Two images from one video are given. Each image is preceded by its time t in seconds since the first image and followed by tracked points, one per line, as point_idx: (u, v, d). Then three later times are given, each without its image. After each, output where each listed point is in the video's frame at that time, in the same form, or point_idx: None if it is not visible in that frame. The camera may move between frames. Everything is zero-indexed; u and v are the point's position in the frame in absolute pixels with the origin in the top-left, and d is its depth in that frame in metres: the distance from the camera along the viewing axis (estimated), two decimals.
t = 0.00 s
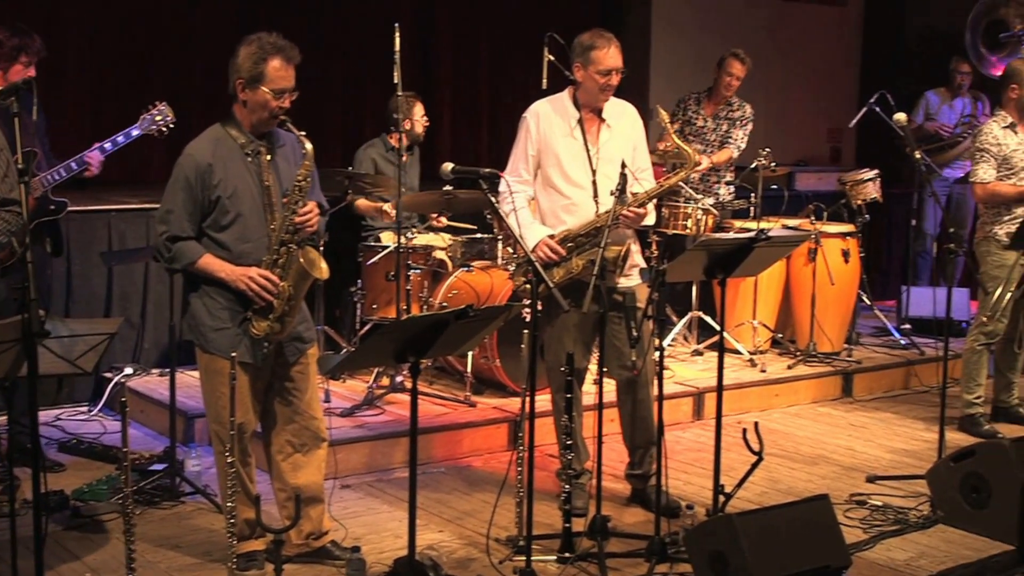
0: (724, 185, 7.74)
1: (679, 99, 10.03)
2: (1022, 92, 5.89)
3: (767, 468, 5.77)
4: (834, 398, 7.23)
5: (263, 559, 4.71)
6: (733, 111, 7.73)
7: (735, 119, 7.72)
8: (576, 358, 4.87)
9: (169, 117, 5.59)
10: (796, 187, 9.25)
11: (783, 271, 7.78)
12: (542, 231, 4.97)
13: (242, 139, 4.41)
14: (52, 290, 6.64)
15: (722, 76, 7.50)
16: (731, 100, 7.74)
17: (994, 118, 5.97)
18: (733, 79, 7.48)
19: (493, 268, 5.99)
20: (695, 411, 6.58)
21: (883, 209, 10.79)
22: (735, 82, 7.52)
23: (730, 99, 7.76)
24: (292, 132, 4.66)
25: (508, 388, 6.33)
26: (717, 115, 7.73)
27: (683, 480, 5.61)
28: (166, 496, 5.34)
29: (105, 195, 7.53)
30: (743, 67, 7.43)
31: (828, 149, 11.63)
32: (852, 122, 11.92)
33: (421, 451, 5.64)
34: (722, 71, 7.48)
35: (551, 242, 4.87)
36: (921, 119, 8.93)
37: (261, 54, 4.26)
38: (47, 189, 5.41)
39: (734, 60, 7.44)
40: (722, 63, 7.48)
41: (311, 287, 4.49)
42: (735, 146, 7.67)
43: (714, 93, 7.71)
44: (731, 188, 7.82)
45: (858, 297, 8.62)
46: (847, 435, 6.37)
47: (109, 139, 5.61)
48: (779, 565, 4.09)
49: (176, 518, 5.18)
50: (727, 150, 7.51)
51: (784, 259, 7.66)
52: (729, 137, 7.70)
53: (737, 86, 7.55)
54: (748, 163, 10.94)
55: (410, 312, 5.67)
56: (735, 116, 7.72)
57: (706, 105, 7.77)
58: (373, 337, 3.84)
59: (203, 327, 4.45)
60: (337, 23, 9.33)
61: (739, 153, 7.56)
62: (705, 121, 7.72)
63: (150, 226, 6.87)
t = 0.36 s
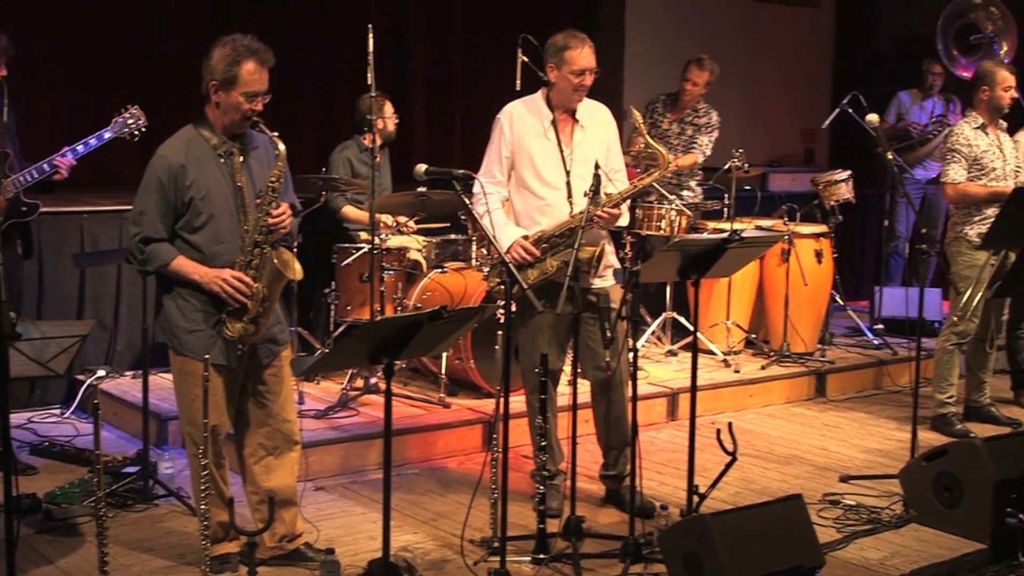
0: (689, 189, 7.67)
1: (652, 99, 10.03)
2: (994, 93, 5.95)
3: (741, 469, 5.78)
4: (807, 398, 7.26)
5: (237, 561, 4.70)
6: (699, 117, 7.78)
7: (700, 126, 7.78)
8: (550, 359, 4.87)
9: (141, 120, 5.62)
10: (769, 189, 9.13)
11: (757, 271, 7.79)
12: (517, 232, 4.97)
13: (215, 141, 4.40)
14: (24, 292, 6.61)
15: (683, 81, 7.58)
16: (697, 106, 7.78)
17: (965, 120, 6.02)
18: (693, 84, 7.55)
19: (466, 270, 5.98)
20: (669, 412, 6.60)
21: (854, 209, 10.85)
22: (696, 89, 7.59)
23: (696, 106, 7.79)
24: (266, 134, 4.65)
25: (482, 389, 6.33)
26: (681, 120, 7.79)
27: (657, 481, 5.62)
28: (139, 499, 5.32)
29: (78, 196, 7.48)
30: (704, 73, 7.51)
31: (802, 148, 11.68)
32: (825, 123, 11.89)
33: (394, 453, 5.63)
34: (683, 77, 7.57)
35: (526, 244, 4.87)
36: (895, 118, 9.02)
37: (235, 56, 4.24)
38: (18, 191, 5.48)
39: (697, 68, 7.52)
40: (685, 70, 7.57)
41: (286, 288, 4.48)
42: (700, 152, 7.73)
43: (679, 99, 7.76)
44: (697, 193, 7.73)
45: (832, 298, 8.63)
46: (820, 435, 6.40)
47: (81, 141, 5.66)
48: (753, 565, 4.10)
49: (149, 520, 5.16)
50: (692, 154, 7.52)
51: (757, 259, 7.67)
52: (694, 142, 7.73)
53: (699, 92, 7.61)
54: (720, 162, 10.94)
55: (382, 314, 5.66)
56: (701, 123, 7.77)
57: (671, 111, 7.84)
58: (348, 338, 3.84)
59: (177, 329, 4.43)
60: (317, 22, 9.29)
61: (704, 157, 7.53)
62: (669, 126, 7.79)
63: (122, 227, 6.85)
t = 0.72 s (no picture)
0: (658, 190, 7.69)
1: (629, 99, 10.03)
2: (966, 95, 6.00)
3: (717, 470, 5.79)
4: (784, 399, 7.28)
5: (214, 564, 4.66)
6: (663, 118, 7.79)
7: (664, 126, 7.77)
8: (528, 361, 4.87)
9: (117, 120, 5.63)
10: (745, 190, 9.08)
11: (733, 273, 7.81)
12: (493, 234, 4.97)
13: (191, 143, 4.38)
14: None
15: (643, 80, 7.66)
16: (661, 108, 7.82)
17: (940, 121, 6.08)
18: (653, 81, 7.61)
19: (443, 271, 5.98)
20: (646, 413, 6.61)
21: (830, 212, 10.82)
22: (657, 86, 7.65)
23: (661, 107, 7.83)
24: (241, 136, 4.63)
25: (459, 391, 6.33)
26: (646, 122, 7.82)
27: (635, 482, 5.62)
28: (114, 502, 5.31)
29: (54, 198, 7.43)
30: (661, 70, 7.58)
31: (778, 151, 11.67)
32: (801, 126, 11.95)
33: (371, 455, 5.62)
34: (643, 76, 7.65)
35: (501, 246, 4.89)
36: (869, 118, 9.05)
37: (212, 58, 4.23)
38: None
39: (654, 65, 7.59)
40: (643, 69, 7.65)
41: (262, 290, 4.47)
42: (667, 151, 7.65)
43: (643, 102, 7.83)
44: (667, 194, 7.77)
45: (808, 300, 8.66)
46: (796, 436, 6.42)
47: (58, 143, 5.85)
48: (729, 566, 4.11)
49: (125, 524, 5.14)
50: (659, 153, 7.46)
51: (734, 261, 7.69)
52: (661, 141, 7.69)
53: (660, 90, 7.67)
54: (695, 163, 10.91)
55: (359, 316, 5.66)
56: (665, 123, 7.77)
57: (637, 115, 7.89)
58: (325, 340, 3.84)
59: (153, 332, 4.42)
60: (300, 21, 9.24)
61: (670, 157, 7.52)
62: (636, 128, 7.83)
63: (98, 230, 6.83)
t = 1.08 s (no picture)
0: (638, 190, 7.77)
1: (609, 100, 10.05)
2: (935, 98, 6.04)
3: (694, 471, 5.81)
4: (760, 401, 7.30)
5: (189, 569, 4.57)
6: (635, 116, 7.77)
7: (637, 124, 7.75)
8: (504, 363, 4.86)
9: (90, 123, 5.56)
10: (722, 192, 9.32)
11: (709, 275, 7.84)
12: (470, 236, 4.95)
13: (167, 146, 4.37)
14: None
15: (612, 81, 7.71)
16: (632, 106, 7.81)
17: (913, 124, 6.13)
18: (622, 80, 7.67)
19: (420, 274, 5.98)
20: (623, 415, 6.62)
21: (806, 214, 10.86)
22: (626, 85, 7.70)
23: (631, 105, 7.83)
24: (216, 139, 4.62)
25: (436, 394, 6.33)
26: (619, 123, 7.81)
27: (612, 484, 5.62)
28: (90, 507, 5.29)
29: (29, 201, 7.39)
30: (628, 68, 7.65)
31: (754, 153, 11.70)
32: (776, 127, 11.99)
33: (348, 458, 5.61)
34: (610, 76, 7.70)
35: (481, 248, 4.87)
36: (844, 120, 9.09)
37: (188, 60, 4.22)
38: None
39: (621, 64, 7.66)
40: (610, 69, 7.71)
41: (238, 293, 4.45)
42: (643, 149, 7.66)
43: (613, 104, 7.85)
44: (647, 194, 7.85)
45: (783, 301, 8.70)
46: (772, 437, 6.44)
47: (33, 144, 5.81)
48: (708, 568, 4.12)
49: (101, 528, 5.12)
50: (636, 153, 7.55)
51: (710, 263, 7.72)
52: (637, 140, 7.70)
53: (629, 88, 7.71)
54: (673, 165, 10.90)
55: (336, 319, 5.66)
56: (638, 121, 7.76)
57: (609, 118, 7.90)
58: (303, 341, 3.83)
59: (129, 335, 4.40)
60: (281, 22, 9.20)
61: (647, 156, 7.55)
62: (610, 130, 7.85)
63: (72, 232, 6.81)
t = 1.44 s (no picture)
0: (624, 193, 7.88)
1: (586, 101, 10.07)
2: (897, 102, 6.07)
3: (667, 473, 5.82)
4: (733, 402, 7.32)
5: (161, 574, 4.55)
6: (613, 118, 7.77)
7: (617, 125, 7.76)
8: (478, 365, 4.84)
9: (61, 122, 5.52)
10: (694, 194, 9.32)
11: (682, 277, 7.86)
12: (457, 242, 4.90)
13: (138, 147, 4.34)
14: None
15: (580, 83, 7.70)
16: (609, 107, 7.81)
17: (875, 128, 6.14)
18: (590, 82, 7.65)
19: (393, 277, 6.00)
20: (596, 417, 6.63)
21: (778, 214, 10.84)
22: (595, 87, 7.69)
23: (609, 107, 7.82)
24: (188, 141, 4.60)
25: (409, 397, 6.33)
26: (599, 125, 7.83)
27: (585, 486, 5.62)
28: (60, 511, 5.26)
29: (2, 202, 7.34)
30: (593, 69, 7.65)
31: (726, 153, 11.67)
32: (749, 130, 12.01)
33: (321, 461, 5.60)
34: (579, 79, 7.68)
35: (469, 253, 4.84)
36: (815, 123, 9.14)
37: (159, 61, 4.20)
38: None
39: (585, 67, 7.65)
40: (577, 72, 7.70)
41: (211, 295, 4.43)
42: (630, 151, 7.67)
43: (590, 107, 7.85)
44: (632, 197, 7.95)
45: (755, 302, 8.72)
46: (745, 438, 6.46)
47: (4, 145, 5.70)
48: (679, 569, 4.12)
49: (72, 532, 5.09)
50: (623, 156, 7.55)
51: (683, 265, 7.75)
52: (623, 142, 7.71)
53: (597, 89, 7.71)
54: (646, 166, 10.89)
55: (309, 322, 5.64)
56: (618, 123, 7.76)
57: (588, 122, 7.90)
58: (275, 344, 3.81)
59: (101, 338, 4.36)
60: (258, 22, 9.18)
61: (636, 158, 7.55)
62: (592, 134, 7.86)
63: (42, 235, 6.81)
